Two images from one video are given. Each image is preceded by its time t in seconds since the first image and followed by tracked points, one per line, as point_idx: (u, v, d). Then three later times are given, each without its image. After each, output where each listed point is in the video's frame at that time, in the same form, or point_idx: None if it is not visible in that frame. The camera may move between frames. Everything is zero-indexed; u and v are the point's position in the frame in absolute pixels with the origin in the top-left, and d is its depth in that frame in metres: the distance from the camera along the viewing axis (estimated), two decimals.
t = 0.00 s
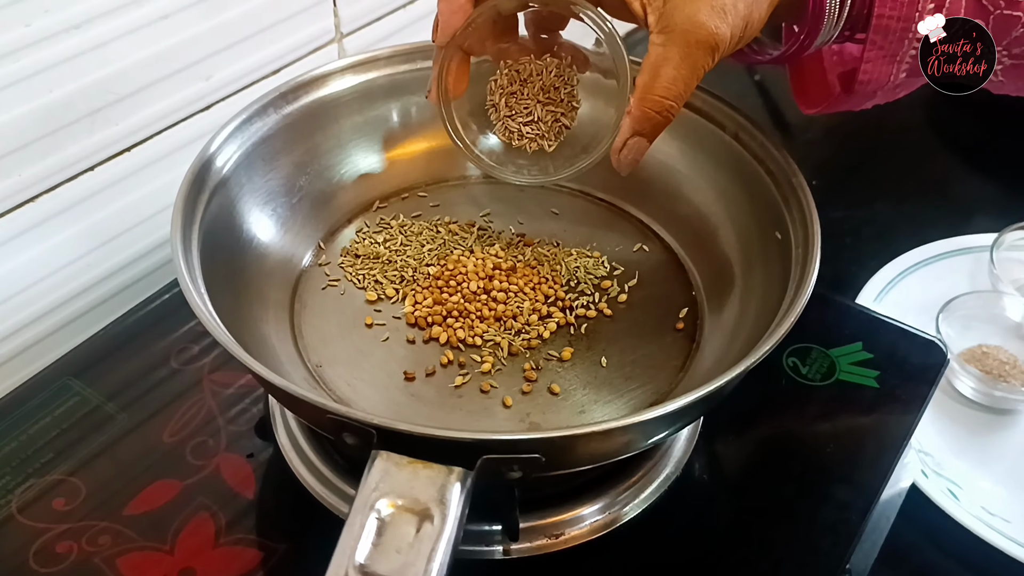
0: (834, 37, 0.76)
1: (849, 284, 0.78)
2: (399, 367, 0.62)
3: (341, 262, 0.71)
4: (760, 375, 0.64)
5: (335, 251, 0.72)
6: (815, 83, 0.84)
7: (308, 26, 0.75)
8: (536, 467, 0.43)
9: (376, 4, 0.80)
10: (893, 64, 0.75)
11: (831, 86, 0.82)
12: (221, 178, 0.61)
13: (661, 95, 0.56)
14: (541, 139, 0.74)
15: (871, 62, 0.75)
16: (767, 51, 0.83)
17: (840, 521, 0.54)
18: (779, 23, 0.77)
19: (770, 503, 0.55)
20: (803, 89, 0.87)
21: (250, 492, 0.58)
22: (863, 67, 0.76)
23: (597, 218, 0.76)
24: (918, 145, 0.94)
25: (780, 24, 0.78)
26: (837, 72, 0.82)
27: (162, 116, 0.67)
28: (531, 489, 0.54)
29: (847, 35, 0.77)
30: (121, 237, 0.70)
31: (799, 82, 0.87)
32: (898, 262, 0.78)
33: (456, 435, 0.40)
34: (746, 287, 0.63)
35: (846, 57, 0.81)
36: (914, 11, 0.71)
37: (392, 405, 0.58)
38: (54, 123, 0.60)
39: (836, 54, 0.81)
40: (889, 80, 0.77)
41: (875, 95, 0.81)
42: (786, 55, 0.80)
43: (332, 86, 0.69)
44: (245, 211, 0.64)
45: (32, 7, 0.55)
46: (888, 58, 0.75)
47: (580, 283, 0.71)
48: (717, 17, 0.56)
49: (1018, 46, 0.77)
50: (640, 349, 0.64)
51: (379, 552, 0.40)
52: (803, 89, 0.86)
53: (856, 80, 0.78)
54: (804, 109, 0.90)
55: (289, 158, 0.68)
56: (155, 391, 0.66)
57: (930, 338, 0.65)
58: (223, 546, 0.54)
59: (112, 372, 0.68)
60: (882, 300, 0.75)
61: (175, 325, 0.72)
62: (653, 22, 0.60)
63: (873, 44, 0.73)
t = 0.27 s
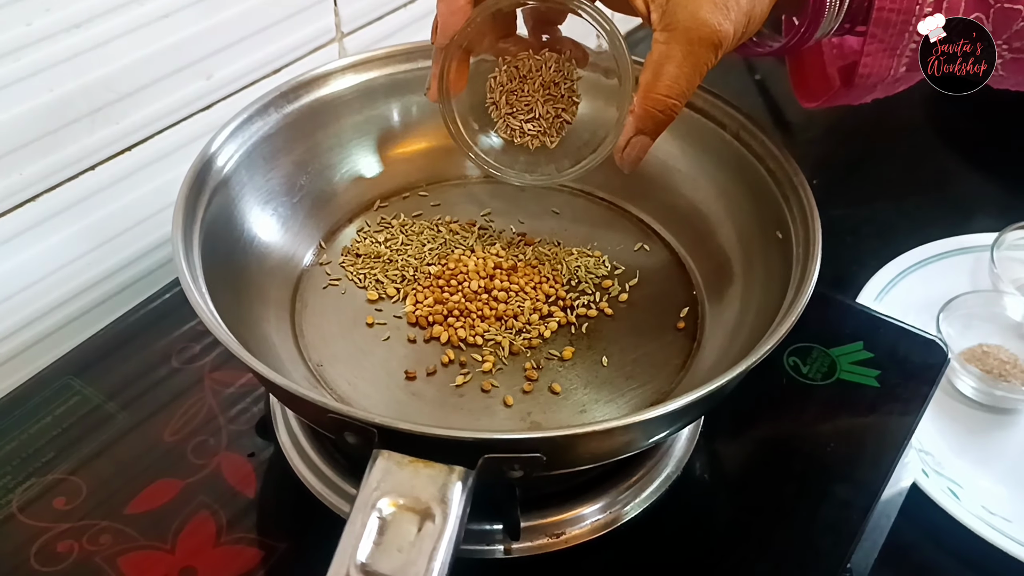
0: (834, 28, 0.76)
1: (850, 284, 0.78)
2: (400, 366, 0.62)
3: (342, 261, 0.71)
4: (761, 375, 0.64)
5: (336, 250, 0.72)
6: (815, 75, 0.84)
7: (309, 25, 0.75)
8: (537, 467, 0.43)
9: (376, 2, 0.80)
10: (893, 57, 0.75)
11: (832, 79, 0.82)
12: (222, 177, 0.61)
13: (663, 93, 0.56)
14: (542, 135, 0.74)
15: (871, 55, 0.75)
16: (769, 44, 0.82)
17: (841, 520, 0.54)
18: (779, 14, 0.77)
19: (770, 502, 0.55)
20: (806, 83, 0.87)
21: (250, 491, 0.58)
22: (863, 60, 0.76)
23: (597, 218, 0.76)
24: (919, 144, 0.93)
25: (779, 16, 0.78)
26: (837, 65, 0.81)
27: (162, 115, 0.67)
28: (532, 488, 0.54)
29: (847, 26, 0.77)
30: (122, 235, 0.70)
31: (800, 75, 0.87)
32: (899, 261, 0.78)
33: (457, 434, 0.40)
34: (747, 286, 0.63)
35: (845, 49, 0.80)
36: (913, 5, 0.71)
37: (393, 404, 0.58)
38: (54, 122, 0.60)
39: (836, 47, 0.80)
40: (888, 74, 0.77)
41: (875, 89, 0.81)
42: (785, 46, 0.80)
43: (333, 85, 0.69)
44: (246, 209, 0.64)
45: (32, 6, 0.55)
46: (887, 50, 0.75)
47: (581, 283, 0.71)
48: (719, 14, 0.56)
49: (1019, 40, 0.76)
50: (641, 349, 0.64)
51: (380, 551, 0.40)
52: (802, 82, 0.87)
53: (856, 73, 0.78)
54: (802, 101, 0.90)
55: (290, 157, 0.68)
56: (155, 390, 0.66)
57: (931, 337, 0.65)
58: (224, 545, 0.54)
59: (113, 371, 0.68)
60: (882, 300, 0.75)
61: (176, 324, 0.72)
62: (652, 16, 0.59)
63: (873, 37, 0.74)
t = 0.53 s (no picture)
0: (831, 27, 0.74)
1: (851, 283, 0.78)
2: (401, 367, 0.62)
3: (343, 261, 0.71)
4: (762, 375, 0.64)
5: (337, 249, 0.72)
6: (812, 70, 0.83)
7: (310, 25, 0.75)
8: (539, 467, 0.44)
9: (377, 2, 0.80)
10: (890, 58, 0.74)
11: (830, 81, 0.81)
12: (223, 177, 0.61)
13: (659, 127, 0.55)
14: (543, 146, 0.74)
15: (867, 59, 0.74)
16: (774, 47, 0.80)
17: (842, 520, 0.54)
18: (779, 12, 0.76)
19: (771, 502, 0.55)
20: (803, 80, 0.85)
21: (252, 491, 0.58)
22: (861, 62, 0.75)
23: (598, 218, 0.76)
24: (920, 144, 0.93)
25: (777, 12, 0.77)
26: (835, 67, 0.80)
27: (163, 115, 0.67)
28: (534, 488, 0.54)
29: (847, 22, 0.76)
30: (123, 236, 0.70)
31: (798, 69, 0.85)
32: (900, 261, 0.78)
33: (459, 434, 0.40)
34: (748, 287, 0.63)
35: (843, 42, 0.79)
36: (907, 6, 0.70)
37: (394, 404, 0.59)
38: (55, 122, 0.60)
39: (837, 55, 0.80)
40: (886, 74, 0.76)
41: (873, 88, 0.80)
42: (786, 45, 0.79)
43: (333, 85, 0.69)
44: (247, 210, 0.64)
45: (33, 6, 0.55)
46: (884, 52, 0.74)
47: (581, 283, 0.71)
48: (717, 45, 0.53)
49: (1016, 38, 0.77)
50: (642, 349, 0.64)
51: (382, 551, 0.40)
52: (801, 77, 0.85)
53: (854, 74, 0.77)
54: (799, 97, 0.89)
55: (291, 157, 0.68)
56: (156, 390, 0.66)
57: (931, 337, 0.65)
58: (225, 545, 0.54)
59: (114, 371, 0.68)
60: (883, 299, 0.76)
61: (177, 324, 0.72)
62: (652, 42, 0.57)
63: (869, 39, 0.73)
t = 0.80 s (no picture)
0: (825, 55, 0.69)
1: (851, 283, 0.78)
2: (401, 366, 0.62)
3: (343, 260, 0.71)
4: (762, 374, 0.64)
5: (337, 248, 0.72)
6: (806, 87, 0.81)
7: (310, 24, 0.75)
8: (539, 466, 0.43)
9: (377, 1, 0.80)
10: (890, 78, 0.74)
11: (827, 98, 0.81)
12: (222, 175, 0.61)
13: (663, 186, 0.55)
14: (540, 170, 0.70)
15: (866, 80, 0.74)
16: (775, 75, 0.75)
17: (842, 520, 0.54)
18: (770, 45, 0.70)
19: (772, 502, 0.55)
20: (797, 95, 0.84)
21: (252, 491, 0.58)
22: (860, 84, 0.74)
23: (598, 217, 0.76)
24: (920, 144, 0.93)
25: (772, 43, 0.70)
26: (833, 85, 0.79)
27: (162, 115, 0.67)
28: (534, 487, 0.54)
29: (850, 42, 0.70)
30: (122, 235, 0.70)
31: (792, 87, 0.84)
32: (900, 260, 0.78)
33: (458, 433, 0.40)
34: (748, 286, 0.63)
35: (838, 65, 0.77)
36: (909, 28, 0.67)
37: (394, 404, 0.58)
38: (55, 121, 0.60)
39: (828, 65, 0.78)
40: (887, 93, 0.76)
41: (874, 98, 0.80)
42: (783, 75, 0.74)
43: (333, 84, 0.69)
44: (247, 209, 0.64)
45: (33, 5, 0.55)
46: (884, 73, 0.73)
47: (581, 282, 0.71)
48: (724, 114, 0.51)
49: (1015, 46, 0.75)
50: (642, 348, 0.64)
51: (382, 550, 0.40)
52: (796, 94, 0.84)
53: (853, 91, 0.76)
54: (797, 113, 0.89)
55: (291, 157, 0.68)
56: (156, 390, 0.66)
57: (932, 336, 0.65)
58: (225, 544, 0.54)
59: (113, 370, 0.68)
60: (883, 299, 0.75)
61: (177, 323, 0.72)
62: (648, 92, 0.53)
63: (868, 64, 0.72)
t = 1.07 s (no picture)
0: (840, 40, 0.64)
1: (851, 282, 0.78)
2: (400, 365, 0.62)
3: (342, 259, 0.71)
4: (762, 373, 0.64)
5: (337, 246, 0.72)
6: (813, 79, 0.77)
7: (309, 22, 0.75)
8: (539, 465, 0.43)
9: None
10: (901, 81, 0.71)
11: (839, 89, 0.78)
12: (221, 174, 0.61)
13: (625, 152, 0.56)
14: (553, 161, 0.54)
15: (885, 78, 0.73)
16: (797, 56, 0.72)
17: (842, 520, 0.54)
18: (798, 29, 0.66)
19: (772, 502, 0.55)
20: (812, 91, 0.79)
21: (251, 490, 0.58)
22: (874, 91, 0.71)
23: (598, 216, 0.76)
24: (920, 143, 0.93)
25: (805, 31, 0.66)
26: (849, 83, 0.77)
27: (161, 113, 0.67)
28: (534, 486, 0.53)
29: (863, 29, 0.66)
30: (121, 234, 0.69)
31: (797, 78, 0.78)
32: (900, 259, 0.78)
33: (457, 432, 0.40)
34: (748, 285, 0.63)
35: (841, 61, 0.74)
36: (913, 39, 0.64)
37: (393, 403, 0.58)
38: (53, 120, 0.60)
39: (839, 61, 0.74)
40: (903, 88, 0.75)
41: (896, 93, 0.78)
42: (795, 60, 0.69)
43: (333, 83, 0.69)
44: (246, 208, 0.64)
45: (32, 3, 0.55)
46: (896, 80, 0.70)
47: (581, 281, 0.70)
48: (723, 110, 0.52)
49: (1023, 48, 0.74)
50: (642, 347, 0.64)
51: (382, 549, 0.40)
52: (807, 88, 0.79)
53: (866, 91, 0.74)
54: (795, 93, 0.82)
55: (290, 156, 0.68)
56: (155, 389, 0.66)
57: (932, 335, 0.65)
58: (225, 544, 0.54)
59: (112, 369, 0.68)
60: (883, 298, 0.75)
61: (177, 321, 0.72)
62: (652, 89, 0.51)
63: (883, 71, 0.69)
